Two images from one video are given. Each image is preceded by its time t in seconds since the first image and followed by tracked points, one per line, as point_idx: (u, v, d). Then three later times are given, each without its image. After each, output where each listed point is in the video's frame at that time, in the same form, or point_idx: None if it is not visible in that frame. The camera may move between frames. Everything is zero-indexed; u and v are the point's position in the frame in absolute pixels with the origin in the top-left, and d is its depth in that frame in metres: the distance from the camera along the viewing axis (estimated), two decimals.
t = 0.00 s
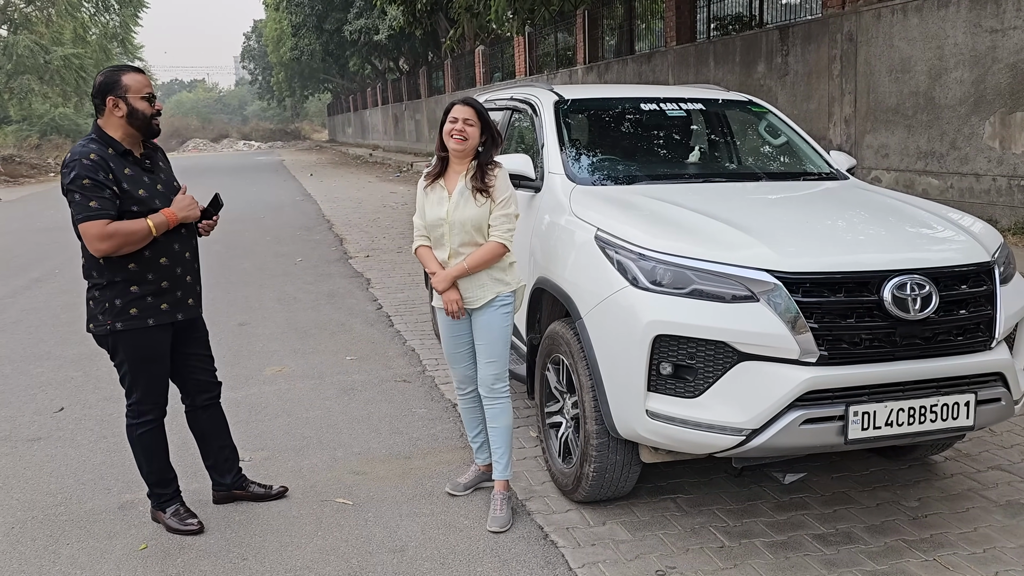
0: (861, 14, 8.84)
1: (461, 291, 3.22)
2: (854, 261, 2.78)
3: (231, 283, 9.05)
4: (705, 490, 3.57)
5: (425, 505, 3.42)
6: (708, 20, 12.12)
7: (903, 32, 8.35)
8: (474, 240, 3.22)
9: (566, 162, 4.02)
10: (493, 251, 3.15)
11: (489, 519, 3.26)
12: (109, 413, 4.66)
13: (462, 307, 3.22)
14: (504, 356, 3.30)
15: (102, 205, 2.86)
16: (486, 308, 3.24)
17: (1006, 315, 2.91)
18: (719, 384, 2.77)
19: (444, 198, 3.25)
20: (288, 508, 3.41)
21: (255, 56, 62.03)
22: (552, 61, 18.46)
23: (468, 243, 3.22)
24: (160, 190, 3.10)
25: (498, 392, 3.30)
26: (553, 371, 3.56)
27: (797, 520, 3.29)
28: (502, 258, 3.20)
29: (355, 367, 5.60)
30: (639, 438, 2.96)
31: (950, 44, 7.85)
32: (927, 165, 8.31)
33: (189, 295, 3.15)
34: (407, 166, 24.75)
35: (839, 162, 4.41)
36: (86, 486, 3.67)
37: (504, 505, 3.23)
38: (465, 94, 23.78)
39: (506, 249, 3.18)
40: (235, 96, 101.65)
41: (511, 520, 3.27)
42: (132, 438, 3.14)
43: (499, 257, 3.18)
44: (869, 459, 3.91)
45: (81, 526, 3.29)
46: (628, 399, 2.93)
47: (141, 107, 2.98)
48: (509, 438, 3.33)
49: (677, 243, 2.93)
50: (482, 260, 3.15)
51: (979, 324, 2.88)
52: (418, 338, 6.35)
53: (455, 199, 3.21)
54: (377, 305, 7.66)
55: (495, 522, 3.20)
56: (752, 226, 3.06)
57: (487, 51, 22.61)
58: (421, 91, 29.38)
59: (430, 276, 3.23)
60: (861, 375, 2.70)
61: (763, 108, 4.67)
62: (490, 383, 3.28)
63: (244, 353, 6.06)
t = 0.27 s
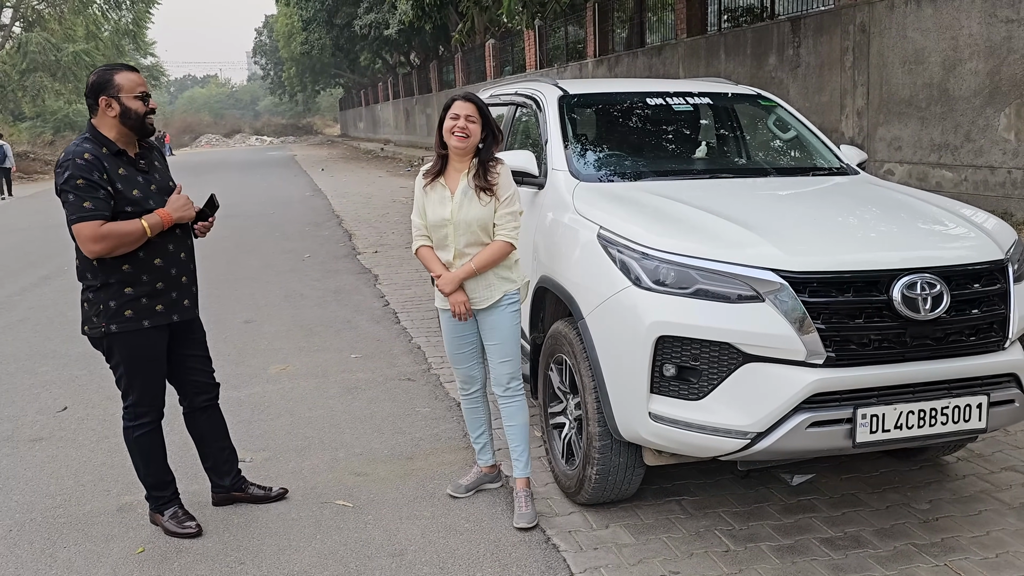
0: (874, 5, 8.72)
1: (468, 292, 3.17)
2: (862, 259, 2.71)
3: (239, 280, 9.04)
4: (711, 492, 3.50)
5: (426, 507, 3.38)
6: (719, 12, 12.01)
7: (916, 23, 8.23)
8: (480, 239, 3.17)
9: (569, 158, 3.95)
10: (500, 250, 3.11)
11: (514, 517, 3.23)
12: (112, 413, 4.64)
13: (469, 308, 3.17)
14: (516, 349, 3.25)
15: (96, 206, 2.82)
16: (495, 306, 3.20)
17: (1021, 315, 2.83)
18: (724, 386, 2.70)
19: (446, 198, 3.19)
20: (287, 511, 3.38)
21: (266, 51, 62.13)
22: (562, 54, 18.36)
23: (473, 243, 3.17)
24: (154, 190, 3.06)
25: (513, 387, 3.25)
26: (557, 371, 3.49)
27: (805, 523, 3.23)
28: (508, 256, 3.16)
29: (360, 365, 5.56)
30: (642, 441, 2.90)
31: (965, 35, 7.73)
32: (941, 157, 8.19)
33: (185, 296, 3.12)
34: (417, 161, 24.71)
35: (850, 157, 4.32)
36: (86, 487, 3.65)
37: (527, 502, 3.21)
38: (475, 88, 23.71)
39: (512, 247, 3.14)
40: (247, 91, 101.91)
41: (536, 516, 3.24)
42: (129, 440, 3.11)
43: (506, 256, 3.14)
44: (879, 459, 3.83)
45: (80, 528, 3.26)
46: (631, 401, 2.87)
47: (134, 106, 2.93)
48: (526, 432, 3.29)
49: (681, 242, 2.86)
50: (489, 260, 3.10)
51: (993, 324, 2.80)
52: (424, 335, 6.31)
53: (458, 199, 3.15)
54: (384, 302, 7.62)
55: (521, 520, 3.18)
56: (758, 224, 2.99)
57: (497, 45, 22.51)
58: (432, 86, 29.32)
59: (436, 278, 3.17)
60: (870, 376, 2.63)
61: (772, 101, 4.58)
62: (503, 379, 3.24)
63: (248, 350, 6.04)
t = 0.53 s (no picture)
0: None
1: (472, 289, 3.15)
2: (860, 257, 2.65)
3: (253, 277, 9.09)
4: (713, 493, 3.46)
5: (424, 506, 3.37)
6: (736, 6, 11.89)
7: (936, 16, 8.11)
8: (484, 236, 3.16)
9: (570, 154, 3.92)
10: (507, 246, 3.10)
11: (540, 509, 3.27)
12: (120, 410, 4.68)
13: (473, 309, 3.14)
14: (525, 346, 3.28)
15: (93, 203, 2.83)
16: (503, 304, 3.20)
17: None
18: (720, 386, 2.66)
19: (449, 197, 3.15)
20: (286, 510, 3.39)
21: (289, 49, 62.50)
22: (580, 50, 18.30)
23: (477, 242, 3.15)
24: (150, 189, 3.06)
25: (524, 383, 3.28)
26: (557, 370, 3.47)
27: (807, 525, 3.18)
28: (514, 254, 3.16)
29: (368, 363, 5.56)
30: (638, 441, 2.86)
31: (986, 27, 7.61)
32: (961, 152, 8.05)
33: (180, 295, 3.13)
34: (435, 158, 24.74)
35: (859, 152, 4.25)
36: (89, 484, 3.68)
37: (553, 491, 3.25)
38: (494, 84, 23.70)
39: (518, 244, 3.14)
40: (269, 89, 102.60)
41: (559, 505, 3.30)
42: (127, 438, 3.13)
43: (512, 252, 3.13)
44: (886, 460, 3.77)
45: (81, 525, 3.29)
46: (626, 402, 2.84)
47: (129, 104, 2.95)
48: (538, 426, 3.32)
49: (678, 240, 2.81)
50: (498, 256, 3.08)
51: (997, 323, 2.73)
52: (433, 333, 6.31)
53: (462, 196, 3.13)
54: (395, 299, 7.63)
55: (549, 509, 3.23)
56: (758, 221, 2.94)
57: (516, 41, 22.47)
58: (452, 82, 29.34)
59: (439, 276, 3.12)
60: (869, 377, 2.58)
61: (780, 96, 4.52)
62: (515, 375, 3.26)
63: (258, 348, 6.07)
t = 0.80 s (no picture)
0: None
1: (474, 291, 3.18)
2: (841, 259, 2.64)
3: (262, 277, 9.16)
4: (701, 495, 3.46)
5: (411, 506, 3.39)
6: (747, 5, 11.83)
7: (947, 14, 8.04)
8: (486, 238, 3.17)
9: (562, 155, 3.93)
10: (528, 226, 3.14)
11: (525, 507, 3.31)
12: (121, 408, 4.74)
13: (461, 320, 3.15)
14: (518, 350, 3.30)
15: (83, 203, 2.88)
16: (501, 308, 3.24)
17: (1013, 317, 2.73)
18: (700, 388, 2.66)
19: (453, 199, 3.16)
20: (275, 508, 3.42)
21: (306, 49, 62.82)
22: (594, 49, 18.28)
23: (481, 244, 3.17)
24: (142, 190, 3.10)
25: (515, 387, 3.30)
26: (546, 371, 3.48)
27: (793, 527, 3.17)
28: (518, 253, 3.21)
29: (369, 362, 5.59)
30: (620, 442, 2.87)
31: (997, 26, 7.53)
32: (971, 152, 7.97)
33: (169, 295, 3.16)
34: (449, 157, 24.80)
35: (855, 153, 4.23)
36: (85, 481, 3.73)
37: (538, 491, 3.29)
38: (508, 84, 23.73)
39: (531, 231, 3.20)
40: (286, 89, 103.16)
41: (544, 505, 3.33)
42: (118, 436, 3.17)
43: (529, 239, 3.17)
44: (878, 463, 3.75)
45: (74, 521, 3.34)
46: (609, 403, 2.84)
47: (118, 105, 2.99)
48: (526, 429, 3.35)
49: (660, 241, 2.81)
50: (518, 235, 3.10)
51: (983, 326, 2.71)
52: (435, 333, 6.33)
53: (465, 198, 3.15)
54: (400, 299, 7.67)
55: (535, 508, 3.27)
56: (742, 222, 2.94)
57: (530, 41, 22.47)
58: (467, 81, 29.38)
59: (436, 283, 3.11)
60: (850, 380, 2.57)
61: (776, 97, 4.51)
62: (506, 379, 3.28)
63: (261, 347, 6.12)
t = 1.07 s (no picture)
0: None
1: (469, 294, 3.19)
2: (812, 261, 2.66)
3: (259, 276, 9.20)
4: (680, 494, 3.48)
5: (391, 504, 3.42)
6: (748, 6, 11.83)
7: (945, 16, 8.03)
8: (482, 240, 3.16)
9: (545, 156, 3.96)
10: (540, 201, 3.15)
11: (502, 505, 3.34)
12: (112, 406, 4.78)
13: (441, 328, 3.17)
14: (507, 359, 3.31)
15: (68, 203, 2.91)
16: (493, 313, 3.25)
17: (984, 319, 2.75)
18: (671, 389, 2.68)
19: (450, 202, 3.13)
20: (257, 506, 3.45)
21: (312, 49, 62.94)
22: (597, 49, 18.29)
23: (479, 246, 3.16)
24: (130, 190, 3.13)
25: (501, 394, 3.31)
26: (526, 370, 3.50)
27: (768, 527, 3.19)
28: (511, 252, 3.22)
29: (360, 361, 5.62)
30: (594, 442, 2.89)
31: (994, 27, 7.53)
32: (968, 153, 7.97)
33: (155, 295, 3.19)
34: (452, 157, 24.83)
35: (839, 155, 4.25)
36: (71, 478, 3.77)
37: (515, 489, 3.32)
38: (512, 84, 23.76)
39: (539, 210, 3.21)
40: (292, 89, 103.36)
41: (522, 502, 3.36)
42: (103, 432, 3.21)
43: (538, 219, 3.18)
44: (859, 464, 3.76)
45: (58, 517, 3.38)
46: (583, 403, 2.86)
47: (104, 108, 3.01)
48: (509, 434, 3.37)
49: (634, 243, 2.84)
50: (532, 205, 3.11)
51: (953, 328, 2.73)
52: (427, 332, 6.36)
53: (461, 202, 3.12)
54: (395, 299, 7.69)
55: (513, 505, 3.29)
56: (716, 224, 2.96)
57: (533, 41, 22.49)
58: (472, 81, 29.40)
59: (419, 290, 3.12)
60: (819, 381, 2.59)
61: (762, 99, 4.53)
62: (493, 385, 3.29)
63: (254, 346, 6.15)
